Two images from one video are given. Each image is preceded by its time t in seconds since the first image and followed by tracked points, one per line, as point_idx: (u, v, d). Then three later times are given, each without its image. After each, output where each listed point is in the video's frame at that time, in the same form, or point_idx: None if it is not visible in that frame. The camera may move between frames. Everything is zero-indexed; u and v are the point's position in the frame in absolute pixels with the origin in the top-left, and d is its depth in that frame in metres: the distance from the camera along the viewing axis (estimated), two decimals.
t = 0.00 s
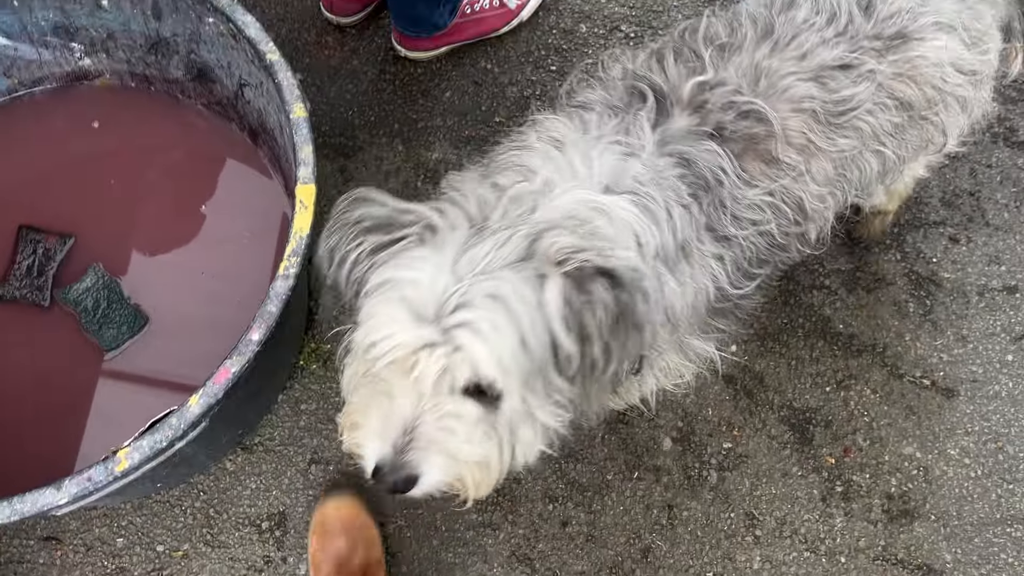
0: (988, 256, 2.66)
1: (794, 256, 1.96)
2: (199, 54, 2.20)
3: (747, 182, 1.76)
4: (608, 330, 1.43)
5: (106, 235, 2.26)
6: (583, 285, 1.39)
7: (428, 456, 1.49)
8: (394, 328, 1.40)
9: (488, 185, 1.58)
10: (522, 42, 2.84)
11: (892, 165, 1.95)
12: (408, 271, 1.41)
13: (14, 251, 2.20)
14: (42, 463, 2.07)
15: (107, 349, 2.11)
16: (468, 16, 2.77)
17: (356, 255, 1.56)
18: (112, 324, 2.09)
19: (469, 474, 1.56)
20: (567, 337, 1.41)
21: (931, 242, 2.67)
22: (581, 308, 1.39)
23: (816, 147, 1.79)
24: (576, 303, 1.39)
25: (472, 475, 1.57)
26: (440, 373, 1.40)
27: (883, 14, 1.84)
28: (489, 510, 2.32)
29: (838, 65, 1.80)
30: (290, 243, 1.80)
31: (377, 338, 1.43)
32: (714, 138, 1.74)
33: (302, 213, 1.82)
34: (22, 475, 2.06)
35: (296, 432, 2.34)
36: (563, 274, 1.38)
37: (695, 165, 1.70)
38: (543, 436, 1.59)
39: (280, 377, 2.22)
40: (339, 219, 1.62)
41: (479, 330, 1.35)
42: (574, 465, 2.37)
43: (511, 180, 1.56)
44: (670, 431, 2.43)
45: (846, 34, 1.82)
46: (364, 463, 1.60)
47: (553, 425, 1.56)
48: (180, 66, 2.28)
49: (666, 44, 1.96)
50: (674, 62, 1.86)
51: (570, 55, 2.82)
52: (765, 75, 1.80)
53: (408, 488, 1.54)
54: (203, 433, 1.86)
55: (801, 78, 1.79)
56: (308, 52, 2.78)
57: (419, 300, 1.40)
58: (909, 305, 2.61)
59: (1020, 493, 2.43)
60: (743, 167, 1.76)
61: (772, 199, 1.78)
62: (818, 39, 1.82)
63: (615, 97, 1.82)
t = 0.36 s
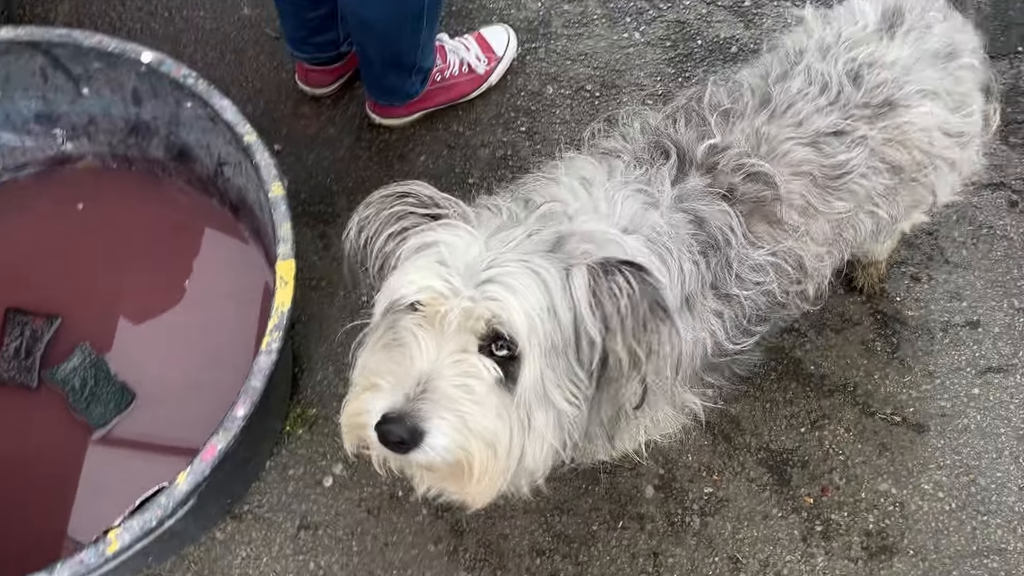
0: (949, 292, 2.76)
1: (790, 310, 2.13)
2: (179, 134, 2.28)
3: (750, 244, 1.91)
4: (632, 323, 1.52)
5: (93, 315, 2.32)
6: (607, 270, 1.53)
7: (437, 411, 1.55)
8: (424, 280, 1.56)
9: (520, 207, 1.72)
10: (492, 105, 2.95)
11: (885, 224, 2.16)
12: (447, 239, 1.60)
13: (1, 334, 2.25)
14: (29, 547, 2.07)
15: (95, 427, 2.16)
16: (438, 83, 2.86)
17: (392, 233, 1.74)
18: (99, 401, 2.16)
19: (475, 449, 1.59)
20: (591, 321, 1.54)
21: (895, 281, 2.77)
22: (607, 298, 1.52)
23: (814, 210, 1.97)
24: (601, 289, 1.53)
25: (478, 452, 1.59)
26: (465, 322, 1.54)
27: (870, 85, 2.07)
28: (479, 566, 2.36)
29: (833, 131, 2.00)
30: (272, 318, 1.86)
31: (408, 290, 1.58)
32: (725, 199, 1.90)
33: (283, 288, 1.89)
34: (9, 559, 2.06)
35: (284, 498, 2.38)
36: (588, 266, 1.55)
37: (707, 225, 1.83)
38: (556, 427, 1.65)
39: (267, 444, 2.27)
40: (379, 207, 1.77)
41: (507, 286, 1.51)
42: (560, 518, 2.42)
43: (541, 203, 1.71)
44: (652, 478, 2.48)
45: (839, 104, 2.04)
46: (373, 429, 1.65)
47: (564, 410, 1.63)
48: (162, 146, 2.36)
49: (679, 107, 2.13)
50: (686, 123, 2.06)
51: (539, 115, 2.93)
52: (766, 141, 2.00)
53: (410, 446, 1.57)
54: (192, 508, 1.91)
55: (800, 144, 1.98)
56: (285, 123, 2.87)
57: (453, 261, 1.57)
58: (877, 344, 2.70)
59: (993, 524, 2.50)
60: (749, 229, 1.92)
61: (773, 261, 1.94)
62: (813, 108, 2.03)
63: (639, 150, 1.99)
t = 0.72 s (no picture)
0: (928, 303, 2.81)
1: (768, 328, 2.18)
2: (160, 174, 2.30)
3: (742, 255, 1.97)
4: (619, 285, 1.51)
5: (77, 359, 2.33)
6: (594, 236, 1.51)
7: (450, 381, 1.55)
8: (423, 255, 1.57)
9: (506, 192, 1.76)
10: (470, 135, 2.99)
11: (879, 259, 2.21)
12: (437, 217, 1.62)
13: None
14: None
15: (82, 470, 2.15)
16: (417, 115, 2.89)
17: (383, 221, 1.78)
18: (86, 444, 2.14)
19: (490, 415, 1.59)
20: (586, 287, 1.52)
21: (875, 294, 2.81)
22: (596, 264, 1.50)
23: (807, 233, 2.02)
24: (589, 256, 1.50)
25: (494, 417, 1.59)
26: (468, 292, 1.54)
27: (878, 123, 2.13)
28: None
29: (836, 163, 2.06)
30: (257, 352, 1.87)
31: (407, 267, 1.59)
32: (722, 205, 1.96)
33: (267, 322, 1.91)
34: None
35: (275, 534, 2.36)
36: (575, 233, 1.53)
37: (702, 225, 1.90)
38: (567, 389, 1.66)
39: (256, 480, 2.27)
40: (368, 196, 1.80)
41: (502, 255, 1.51)
42: (552, 542, 2.42)
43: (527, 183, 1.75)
44: (643, 499, 2.49)
45: (847, 137, 2.10)
46: (387, 404, 1.65)
47: (574, 372, 1.64)
48: (143, 186, 2.38)
49: (693, 117, 2.21)
50: (696, 132, 2.12)
51: (517, 144, 2.98)
52: (771, 161, 2.05)
53: (428, 416, 1.56)
54: (182, 546, 1.89)
55: (803, 169, 2.04)
56: (265, 160, 2.89)
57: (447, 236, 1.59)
58: (859, 357, 2.73)
59: (983, 531, 2.52)
60: (742, 241, 1.97)
61: (760, 274, 1.99)
62: (821, 138, 2.09)
63: (643, 150, 2.08)
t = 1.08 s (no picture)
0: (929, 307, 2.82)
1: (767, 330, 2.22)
2: (162, 195, 2.31)
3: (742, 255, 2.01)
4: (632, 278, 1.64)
5: (83, 382, 2.34)
6: (600, 231, 1.63)
7: (499, 384, 1.55)
8: (456, 261, 1.59)
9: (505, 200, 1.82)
10: (468, 150, 3.01)
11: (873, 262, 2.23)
12: (459, 223, 1.65)
13: None
14: None
15: (87, 493, 2.16)
16: (415, 132, 2.90)
17: (400, 229, 1.79)
18: (93, 466, 2.16)
19: (538, 416, 1.60)
20: (601, 279, 1.63)
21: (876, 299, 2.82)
22: (606, 258, 1.62)
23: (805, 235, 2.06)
24: (598, 250, 1.62)
25: (541, 420, 1.60)
26: (506, 295, 1.57)
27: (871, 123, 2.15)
28: None
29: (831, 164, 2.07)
30: (264, 369, 1.88)
31: (439, 275, 1.60)
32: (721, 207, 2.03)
33: (274, 339, 1.92)
34: None
35: (283, 553, 2.35)
36: (585, 230, 1.64)
37: (702, 226, 1.94)
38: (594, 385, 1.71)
39: (264, 498, 2.27)
40: (382, 207, 1.81)
41: (531, 256, 1.57)
42: (561, 554, 2.41)
43: (523, 192, 1.81)
44: (651, 509, 2.48)
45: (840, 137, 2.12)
46: (431, 418, 1.61)
47: (599, 366, 1.70)
48: (145, 207, 2.39)
49: (688, 122, 2.24)
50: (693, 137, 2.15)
51: (515, 158, 2.99)
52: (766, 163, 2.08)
53: (482, 420, 1.55)
54: (192, 566, 1.89)
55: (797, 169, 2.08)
56: (265, 179, 2.90)
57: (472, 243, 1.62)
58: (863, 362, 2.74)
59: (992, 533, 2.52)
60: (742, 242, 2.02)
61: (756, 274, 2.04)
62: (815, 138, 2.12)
63: (641, 155, 2.13)
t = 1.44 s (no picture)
0: (927, 312, 2.82)
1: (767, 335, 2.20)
2: (163, 208, 2.31)
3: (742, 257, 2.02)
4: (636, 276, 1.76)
5: (85, 397, 2.34)
6: (607, 234, 1.77)
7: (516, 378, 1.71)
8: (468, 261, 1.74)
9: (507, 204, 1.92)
10: (466, 160, 3.02)
11: (867, 264, 2.23)
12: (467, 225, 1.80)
13: None
14: None
15: (89, 507, 2.18)
16: (414, 143, 2.91)
17: (410, 230, 1.91)
18: (95, 480, 2.18)
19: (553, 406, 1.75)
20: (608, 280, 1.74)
21: (874, 305, 2.83)
22: (612, 260, 1.75)
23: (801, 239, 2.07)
24: (604, 252, 1.76)
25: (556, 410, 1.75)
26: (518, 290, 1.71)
27: (862, 127, 2.15)
28: None
29: (823, 166, 2.11)
30: (267, 381, 1.88)
31: (450, 271, 1.75)
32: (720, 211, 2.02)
33: (277, 349, 1.92)
34: None
35: (286, 565, 2.35)
36: (591, 232, 1.77)
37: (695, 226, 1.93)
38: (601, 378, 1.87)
39: (267, 510, 2.27)
40: (394, 211, 1.94)
41: (542, 254, 1.71)
42: (564, 564, 2.41)
43: (525, 197, 1.89)
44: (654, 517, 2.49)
45: (831, 141, 2.14)
46: (448, 412, 1.77)
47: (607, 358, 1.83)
48: (145, 221, 2.39)
49: (680, 129, 2.26)
50: (685, 144, 2.19)
51: (513, 168, 3.00)
52: (759, 168, 2.10)
53: (501, 413, 1.70)
54: None
55: (790, 173, 2.09)
56: (264, 191, 2.91)
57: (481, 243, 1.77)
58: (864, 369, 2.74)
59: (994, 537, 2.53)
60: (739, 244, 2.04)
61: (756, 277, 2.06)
62: (806, 142, 2.14)
63: (635, 161, 2.14)
